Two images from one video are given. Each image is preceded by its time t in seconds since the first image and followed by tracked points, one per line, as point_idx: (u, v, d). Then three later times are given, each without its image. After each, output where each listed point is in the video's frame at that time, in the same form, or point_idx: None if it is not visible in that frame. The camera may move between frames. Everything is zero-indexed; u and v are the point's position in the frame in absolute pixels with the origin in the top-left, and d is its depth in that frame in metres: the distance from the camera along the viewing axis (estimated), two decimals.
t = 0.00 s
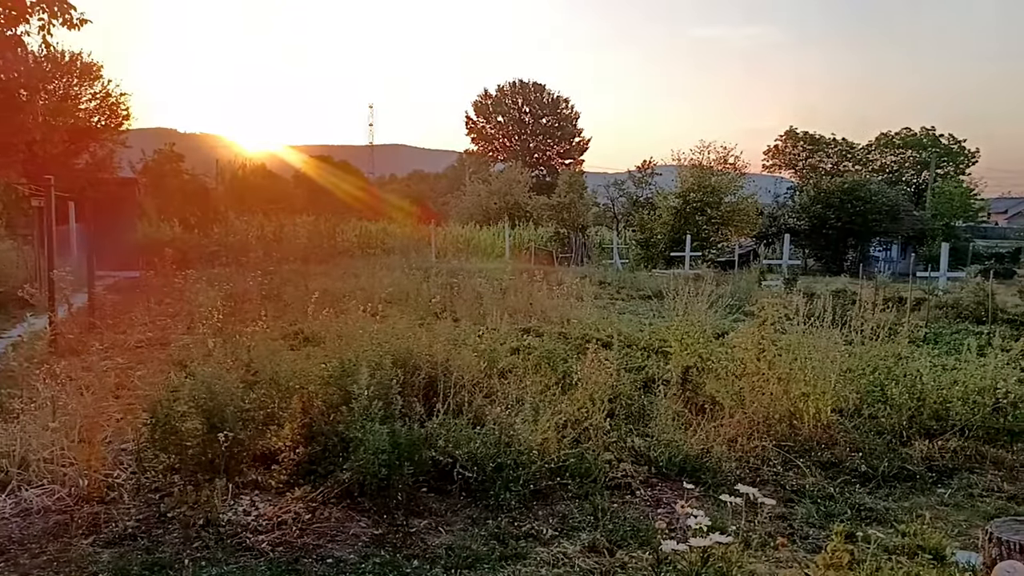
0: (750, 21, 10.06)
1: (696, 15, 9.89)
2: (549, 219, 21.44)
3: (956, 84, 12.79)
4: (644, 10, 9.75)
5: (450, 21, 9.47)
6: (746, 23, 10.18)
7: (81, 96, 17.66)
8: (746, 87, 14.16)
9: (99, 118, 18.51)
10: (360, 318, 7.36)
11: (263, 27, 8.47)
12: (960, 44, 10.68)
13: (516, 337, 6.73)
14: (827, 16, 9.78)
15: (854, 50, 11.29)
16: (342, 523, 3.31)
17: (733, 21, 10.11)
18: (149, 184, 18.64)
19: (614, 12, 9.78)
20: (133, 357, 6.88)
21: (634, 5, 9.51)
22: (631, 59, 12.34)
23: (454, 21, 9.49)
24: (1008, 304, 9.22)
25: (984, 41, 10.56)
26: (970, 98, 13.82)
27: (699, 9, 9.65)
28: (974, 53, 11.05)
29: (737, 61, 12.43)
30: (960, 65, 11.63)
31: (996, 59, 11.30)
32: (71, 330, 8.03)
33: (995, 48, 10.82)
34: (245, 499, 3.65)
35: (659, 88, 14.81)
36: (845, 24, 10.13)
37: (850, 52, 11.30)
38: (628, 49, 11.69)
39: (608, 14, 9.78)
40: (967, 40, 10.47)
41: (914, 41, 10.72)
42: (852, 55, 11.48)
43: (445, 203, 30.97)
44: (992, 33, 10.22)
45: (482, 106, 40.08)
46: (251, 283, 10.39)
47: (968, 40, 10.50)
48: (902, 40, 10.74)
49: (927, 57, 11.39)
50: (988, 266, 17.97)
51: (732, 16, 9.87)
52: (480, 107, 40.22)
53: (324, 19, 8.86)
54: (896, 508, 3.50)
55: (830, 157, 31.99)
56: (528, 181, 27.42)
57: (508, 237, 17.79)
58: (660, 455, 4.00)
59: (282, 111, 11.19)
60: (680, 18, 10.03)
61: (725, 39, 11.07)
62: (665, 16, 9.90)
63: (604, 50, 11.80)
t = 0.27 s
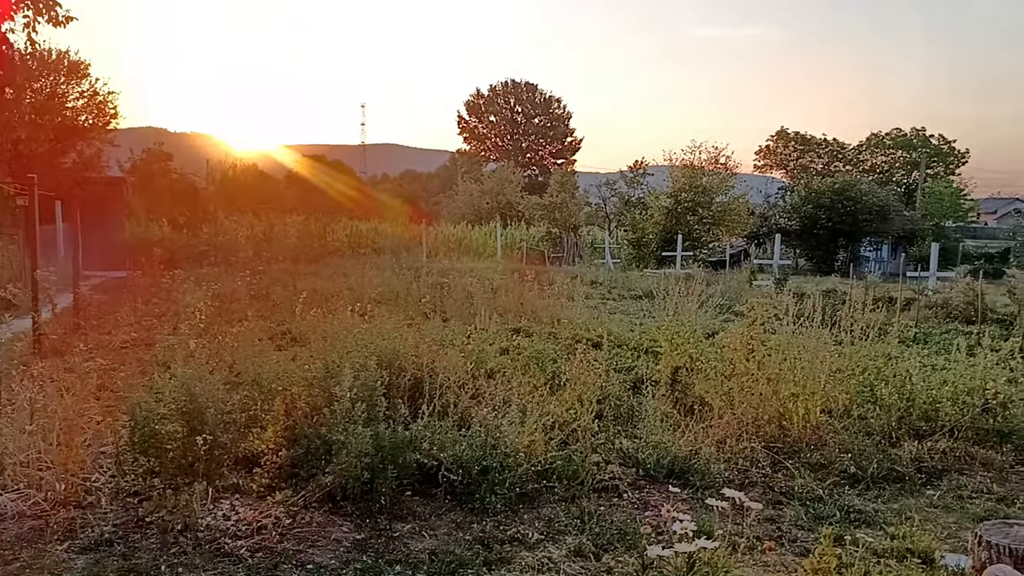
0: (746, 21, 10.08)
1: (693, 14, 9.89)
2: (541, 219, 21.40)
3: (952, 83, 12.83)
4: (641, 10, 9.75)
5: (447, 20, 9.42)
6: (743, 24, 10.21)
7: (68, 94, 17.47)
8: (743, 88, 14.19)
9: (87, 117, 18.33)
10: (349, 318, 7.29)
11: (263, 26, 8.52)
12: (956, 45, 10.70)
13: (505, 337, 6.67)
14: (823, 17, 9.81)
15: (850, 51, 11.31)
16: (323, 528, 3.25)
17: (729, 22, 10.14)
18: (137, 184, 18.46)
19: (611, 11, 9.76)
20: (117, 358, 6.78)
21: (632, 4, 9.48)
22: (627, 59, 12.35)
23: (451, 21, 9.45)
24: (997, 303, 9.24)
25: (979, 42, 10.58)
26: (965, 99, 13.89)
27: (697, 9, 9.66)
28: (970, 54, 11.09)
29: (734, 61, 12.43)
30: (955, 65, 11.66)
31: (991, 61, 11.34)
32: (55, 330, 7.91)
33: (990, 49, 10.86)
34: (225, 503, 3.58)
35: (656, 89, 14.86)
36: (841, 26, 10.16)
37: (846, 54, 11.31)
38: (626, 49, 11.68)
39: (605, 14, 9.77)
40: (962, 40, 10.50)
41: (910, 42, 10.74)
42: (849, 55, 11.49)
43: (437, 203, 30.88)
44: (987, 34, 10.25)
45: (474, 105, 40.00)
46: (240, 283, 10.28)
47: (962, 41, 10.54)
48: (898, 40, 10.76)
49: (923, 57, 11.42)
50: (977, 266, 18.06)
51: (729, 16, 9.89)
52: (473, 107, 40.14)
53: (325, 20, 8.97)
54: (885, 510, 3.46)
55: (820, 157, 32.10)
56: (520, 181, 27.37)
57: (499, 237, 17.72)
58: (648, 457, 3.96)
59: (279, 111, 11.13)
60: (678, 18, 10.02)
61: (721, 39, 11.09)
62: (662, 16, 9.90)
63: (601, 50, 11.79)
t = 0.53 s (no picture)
0: (745, 21, 10.06)
1: (692, 15, 9.83)
2: (534, 219, 21.35)
3: (950, 83, 12.84)
4: (640, 10, 9.72)
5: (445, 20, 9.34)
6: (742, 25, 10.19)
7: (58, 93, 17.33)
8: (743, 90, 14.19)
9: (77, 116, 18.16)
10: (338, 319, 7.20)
11: (262, 25, 8.39)
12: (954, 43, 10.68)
13: (495, 338, 6.60)
14: (822, 17, 9.78)
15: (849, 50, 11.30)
16: (303, 536, 3.20)
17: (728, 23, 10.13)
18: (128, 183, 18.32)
19: (611, 10, 9.70)
20: (103, 360, 6.69)
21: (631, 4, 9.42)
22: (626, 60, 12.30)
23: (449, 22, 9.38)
24: (990, 304, 9.22)
25: (978, 41, 10.58)
26: (963, 99, 13.88)
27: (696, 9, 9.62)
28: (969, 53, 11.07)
29: (732, 63, 12.42)
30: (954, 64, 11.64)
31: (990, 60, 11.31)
32: (41, 331, 7.81)
33: (989, 48, 10.85)
34: (203, 511, 3.50)
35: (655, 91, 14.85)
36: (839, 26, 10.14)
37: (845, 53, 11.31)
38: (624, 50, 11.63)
39: (604, 12, 9.71)
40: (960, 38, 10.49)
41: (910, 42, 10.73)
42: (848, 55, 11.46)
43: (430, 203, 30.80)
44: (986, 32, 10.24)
45: (468, 105, 39.92)
46: (230, 283, 10.18)
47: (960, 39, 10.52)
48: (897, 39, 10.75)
49: (921, 56, 11.40)
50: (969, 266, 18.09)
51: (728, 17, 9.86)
52: (467, 107, 40.06)
53: (323, 20, 8.81)
54: (875, 515, 3.42)
55: (814, 158, 32.15)
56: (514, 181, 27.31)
57: (493, 237, 17.66)
58: (636, 461, 3.90)
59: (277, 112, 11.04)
60: (677, 18, 9.97)
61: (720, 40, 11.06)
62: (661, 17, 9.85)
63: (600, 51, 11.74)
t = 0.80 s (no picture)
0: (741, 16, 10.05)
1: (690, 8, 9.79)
2: (527, 219, 21.30)
3: (949, 84, 12.89)
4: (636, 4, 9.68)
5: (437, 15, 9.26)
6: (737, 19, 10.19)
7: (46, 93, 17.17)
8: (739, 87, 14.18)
9: (66, 115, 17.96)
10: (326, 319, 7.12)
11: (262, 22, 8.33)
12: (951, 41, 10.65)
13: (484, 339, 6.54)
14: (823, 12, 9.80)
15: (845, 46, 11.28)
16: (282, 542, 3.15)
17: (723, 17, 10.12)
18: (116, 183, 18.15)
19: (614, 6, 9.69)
20: (87, 360, 6.58)
21: None
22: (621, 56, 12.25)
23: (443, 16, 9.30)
24: (980, 304, 9.21)
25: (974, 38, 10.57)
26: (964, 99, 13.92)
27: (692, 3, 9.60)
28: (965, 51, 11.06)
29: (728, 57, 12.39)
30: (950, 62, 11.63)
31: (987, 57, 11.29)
32: (24, 333, 7.68)
33: (985, 45, 10.85)
34: (182, 517, 3.39)
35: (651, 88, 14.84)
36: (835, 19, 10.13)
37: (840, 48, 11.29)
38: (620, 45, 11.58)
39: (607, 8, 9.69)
40: (956, 36, 10.49)
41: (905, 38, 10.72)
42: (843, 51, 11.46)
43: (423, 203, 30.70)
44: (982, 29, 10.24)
45: (461, 105, 39.84)
46: (218, 282, 10.07)
47: (956, 37, 10.52)
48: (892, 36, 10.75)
49: (917, 54, 11.40)
50: (961, 266, 18.15)
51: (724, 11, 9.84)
52: (460, 107, 39.98)
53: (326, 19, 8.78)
54: (865, 518, 3.37)
55: (806, 158, 32.23)
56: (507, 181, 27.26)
57: (485, 237, 17.58)
58: (623, 465, 3.84)
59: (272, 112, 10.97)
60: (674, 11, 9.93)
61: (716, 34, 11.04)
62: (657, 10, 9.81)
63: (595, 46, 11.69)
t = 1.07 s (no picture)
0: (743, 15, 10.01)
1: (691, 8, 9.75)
2: (525, 219, 21.24)
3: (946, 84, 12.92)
4: (636, 3, 9.64)
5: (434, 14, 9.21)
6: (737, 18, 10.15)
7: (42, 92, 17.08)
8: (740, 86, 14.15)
9: (61, 115, 17.85)
10: (322, 320, 7.03)
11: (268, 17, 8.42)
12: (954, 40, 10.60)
13: (481, 340, 6.47)
14: (819, 12, 9.80)
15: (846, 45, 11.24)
16: (272, 549, 3.09)
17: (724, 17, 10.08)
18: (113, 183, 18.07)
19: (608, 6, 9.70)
20: (80, 362, 6.51)
21: None
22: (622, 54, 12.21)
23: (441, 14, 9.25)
24: (981, 305, 9.15)
25: (978, 38, 10.51)
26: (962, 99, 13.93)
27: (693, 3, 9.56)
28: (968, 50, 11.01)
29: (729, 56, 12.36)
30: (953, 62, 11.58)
31: (991, 56, 11.23)
32: (17, 334, 7.60)
33: (987, 45, 10.81)
34: (169, 524, 3.30)
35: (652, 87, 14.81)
36: (836, 19, 10.09)
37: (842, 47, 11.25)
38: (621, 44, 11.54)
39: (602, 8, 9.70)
40: (958, 36, 10.44)
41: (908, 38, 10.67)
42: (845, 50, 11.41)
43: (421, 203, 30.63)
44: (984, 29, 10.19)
45: (460, 106, 39.78)
46: (214, 282, 9.99)
47: (958, 36, 10.47)
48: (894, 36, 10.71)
49: (919, 53, 11.35)
50: (960, 266, 18.10)
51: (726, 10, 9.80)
52: (458, 107, 39.92)
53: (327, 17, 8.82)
54: (866, 523, 3.32)
55: (805, 158, 32.19)
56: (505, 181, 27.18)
57: (483, 237, 17.52)
58: (620, 469, 3.78)
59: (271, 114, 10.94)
60: (675, 11, 9.89)
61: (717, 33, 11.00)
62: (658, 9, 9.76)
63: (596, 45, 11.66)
